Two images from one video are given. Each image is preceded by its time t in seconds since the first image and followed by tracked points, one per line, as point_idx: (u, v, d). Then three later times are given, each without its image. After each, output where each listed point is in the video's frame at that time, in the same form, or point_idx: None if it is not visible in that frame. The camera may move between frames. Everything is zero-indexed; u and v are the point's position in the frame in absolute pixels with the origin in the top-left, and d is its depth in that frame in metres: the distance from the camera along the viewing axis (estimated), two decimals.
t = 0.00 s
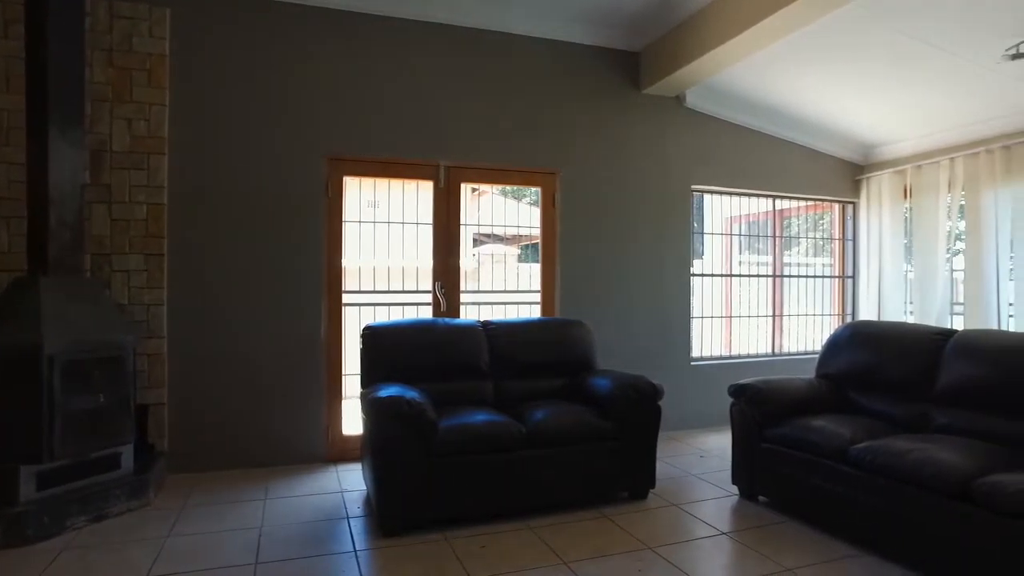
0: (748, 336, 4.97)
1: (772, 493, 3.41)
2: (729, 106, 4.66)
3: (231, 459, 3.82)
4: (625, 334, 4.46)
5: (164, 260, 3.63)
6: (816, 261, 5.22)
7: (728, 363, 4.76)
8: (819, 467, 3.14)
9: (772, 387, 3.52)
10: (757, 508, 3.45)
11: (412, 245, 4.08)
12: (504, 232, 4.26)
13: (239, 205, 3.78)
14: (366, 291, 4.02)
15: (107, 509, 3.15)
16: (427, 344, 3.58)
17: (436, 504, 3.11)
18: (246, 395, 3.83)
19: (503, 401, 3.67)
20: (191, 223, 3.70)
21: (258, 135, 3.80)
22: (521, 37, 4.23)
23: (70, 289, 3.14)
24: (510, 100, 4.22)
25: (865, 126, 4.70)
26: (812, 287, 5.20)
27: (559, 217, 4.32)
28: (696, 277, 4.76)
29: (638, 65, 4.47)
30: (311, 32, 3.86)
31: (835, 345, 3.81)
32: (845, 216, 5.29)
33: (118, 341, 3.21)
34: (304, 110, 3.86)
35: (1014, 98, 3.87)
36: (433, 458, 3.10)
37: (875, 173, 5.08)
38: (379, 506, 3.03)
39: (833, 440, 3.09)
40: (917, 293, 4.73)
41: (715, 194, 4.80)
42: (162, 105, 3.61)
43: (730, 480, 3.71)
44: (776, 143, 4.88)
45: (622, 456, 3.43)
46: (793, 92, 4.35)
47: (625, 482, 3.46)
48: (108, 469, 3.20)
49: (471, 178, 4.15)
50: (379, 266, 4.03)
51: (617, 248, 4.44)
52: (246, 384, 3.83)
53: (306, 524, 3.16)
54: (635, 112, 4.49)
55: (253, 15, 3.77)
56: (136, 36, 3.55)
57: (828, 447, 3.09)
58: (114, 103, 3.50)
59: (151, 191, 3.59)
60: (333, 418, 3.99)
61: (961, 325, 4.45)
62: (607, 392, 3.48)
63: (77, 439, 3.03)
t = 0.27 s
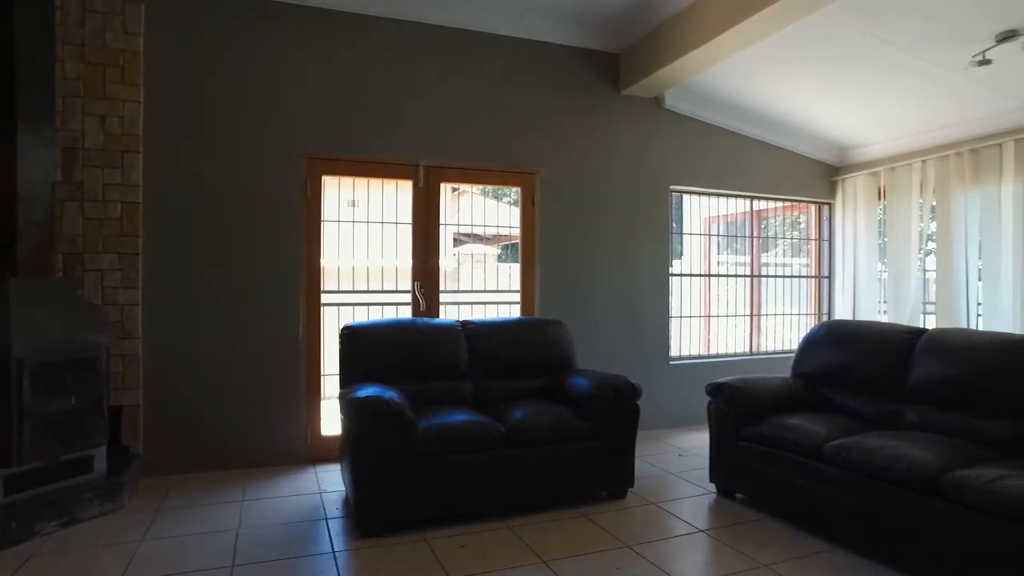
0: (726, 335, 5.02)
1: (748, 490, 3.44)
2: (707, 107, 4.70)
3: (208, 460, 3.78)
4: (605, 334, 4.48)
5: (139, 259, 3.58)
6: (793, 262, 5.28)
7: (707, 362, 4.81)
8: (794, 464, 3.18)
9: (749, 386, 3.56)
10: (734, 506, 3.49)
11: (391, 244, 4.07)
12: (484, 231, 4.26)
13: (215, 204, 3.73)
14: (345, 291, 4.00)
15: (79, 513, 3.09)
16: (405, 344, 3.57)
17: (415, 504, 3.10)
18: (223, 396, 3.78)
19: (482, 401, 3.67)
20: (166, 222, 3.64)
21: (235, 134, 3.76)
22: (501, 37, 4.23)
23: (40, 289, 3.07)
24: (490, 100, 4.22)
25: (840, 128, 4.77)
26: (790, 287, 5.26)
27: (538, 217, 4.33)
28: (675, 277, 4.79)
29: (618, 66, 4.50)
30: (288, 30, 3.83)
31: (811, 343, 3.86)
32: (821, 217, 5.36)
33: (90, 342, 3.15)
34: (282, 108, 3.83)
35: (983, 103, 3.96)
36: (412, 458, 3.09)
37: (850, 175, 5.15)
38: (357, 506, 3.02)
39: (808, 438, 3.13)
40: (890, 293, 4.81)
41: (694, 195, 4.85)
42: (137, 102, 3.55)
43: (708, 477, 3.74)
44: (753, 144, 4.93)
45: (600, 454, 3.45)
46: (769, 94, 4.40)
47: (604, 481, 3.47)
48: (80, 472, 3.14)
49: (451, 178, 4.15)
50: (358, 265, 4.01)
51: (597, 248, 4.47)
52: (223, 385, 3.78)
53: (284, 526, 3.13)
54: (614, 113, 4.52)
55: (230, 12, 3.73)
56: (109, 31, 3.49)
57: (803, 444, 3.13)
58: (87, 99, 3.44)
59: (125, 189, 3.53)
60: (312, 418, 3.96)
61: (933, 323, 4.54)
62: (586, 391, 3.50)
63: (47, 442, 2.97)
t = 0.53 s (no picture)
0: (703, 334, 5.07)
1: (724, 488, 3.48)
2: (685, 109, 4.75)
3: (183, 463, 3.72)
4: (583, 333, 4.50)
5: (111, 258, 3.52)
6: (769, 262, 5.36)
7: (684, 361, 4.85)
8: (768, 461, 3.23)
9: (724, 384, 3.60)
10: (710, 503, 3.52)
11: (369, 244, 4.04)
12: (462, 231, 4.26)
13: (190, 202, 3.68)
14: (323, 291, 3.97)
15: (47, 518, 2.99)
16: (383, 344, 3.56)
17: (393, 505, 3.09)
18: (197, 397, 3.73)
19: (460, 401, 3.66)
20: (139, 221, 3.59)
21: (210, 132, 3.71)
22: (480, 37, 4.24)
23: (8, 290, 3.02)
24: (469, 100, 4.22)
25: (814, 131, 4.84)
26: (766, 286, 5.33)
27: (517, 217, 4.34)
28: (654, 277, 4.83)
29: (596, 67, 4.52)
30: (264, 27, 3.79)
31: (785, 342, 3.91)
32: (797, 217, 5.44)
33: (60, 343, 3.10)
34: (258, 106, 3.79)
35: (951, 107, 4.05)
36: (390, 458, 3.08)
37: (825, 176, 5.24)
38: (334, 507, 3.00)
39: (782, 435, 3.17)
40: (863, 293, 4.89)
41: (672, 196, 4.89)
42: (109, 99, 3.49)
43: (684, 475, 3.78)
44: (730, 145, 4.99)
45: (578, 453, 3.47)
46: (746, 96, 4.45)
47: (582, 480, 3.49)
48: (49, 475, 3.05)
49: (429, 178, 4.14)
50: (336, 265, 3.98)
51: (576, 248, 4.49)
52: (198, 386, 3.73)
53: (261, 528, 3.10)
54: (593, 114, 4.54)
55: (205, 8, 3.68)
56: (80, 26, 3.42)
57: (777, 442, 3.18)
58: (56, 95, 3.37)
59: (97, 188, 3.47)
60: (289, 419, 3.93)
61: (903, 323, 4.63)
62: (564, 391, 3.51)
63: (14, 445, 2.90)
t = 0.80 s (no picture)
0: (681, 334, 5.12)
1: (701, 486, 3.50)
2: (662, 110, 4.79)
3: (157, 465, 3.66)
4: (563, 333, 4.52)
5: (82, 258, 3.45)
6: (747, 262, 5.42)
7: (662, 360, 4.89)
8: (744, 459, 3.26)
9: (701, 383, 3.63)
10: (688, 501, 3.54)
11: (347, 244, 4.02)
12: (442, 231, 4.25)
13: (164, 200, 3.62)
14: (300, 291, 3.93)
15: (14, 525, 2.89)
16: (361, 344, 3.54)
17: (371, 505, 3.07)
18: (172, 398, 3.68)
19: (438, 401, 3.66)
20: (111, 219, 3.52)
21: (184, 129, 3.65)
22: (459, 36, 4.23)
23: None
24: (448, 99, 4.21)
25: (790, 132, 4.91)
26: (743, 286, 5.40)
27: (496, 217, 4.34)
28: (632, 277, 4.87)
29: (575, 67, 4.54)
30: (240, 24, 3.74)
31: (760, 341, 3.96)
32: (773, 218, 5.51)
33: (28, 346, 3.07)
34: (234, 104, 3.74)
35: (921, 112, 4.13)
36: (367, 459, 3.06)
37: (800, 178, 5.31)
38: (312, 508, 2.97)
39: (757, 433, 3.21)
40: (837, 292, 4.97)
41: (650, 196, 4.92)
42: (80, 94, 3.42)
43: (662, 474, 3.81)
44: (708, 146, 5.04)
45: (557, 453, 3.48)
46: (722, 98, 4.50)
47: (561, 479, 3.50)
48: (16, 479, 3.00)
49: (408, 178, 4.13)
50: (313, 264, 3.95)
51: (555, 248, 4.50)
52: (172, 387, 3.67)
53: (237, 530, 3.06)
54: (572, 114, 4.56)
55: (178, 3, 3.63)
56: (49, 19, 3.34)
57: (753, 439, 3.21)
58: (24, 90, 3.29)
59: (67, 185, 3.40)
60: (266, 421, 3.88)
61: (876, 322, 4.71)
62: (542, 390, 3.52)
63: None
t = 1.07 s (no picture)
0: (660, 333, 5.15)
1: (678, 484, 3.52)
2: (641, 111, 4.82)
3: (130, 468, 3.61)
4: (542, 333, 4.53)
5: (52, 257, 3.39)
6: (725, 262, 5.48)
7: (641, 360, 4.93)
8: (721, 457, 3.29)
9: (678, 382, 3.66)
10: (665, 500, 3.55)
11: (325, 243, 3.99)
12: (421, 231, 4.23)
13: (137, 199, 3.57)
14: (278, 291, 3.90)
15: None
16: (338, 344, 3.51)
17: (349, 507, 3.05)
18: (146, 400, 3.62)
19: (417, 401, 3.65)
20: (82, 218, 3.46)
21: (158, 126, 3.60)
22: (437, 36, 4.22)
23: None
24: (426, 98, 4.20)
25: (766, 134, 4.97)
26: (721, 286, 5.46)
27: (475, 217, 4.34)
28: (612, 277, 4.89)
29: (554, 68, 4.56)
30: (215, 20, 3.70)
31: (737, 340, 4.00)
32: (750, 219, 5.58)
33: None
34: (209, 101, 3.70)
35: (892, 115, 4.21)
36: (345, 460, 3.04)
37: (777, 179, 5.38)
38: (289, 510, 2.95)
39: (733, 432, 3.25)
40: (813, 292, 5.04)
41: (629, 197, 4.95)
42: (50, 90, 3.37)
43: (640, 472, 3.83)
44: (686, 147, 5.09)
45: (535, 452, 3.49)
46: (699, 100, 4.54)
47: (539, 478, 3.51)
48: None
49: (386, 177, 4.11)
50: (291, 264, 3.91)
51: (534, 248, 4.51)
52: (146, 388, 3.62)
53: (212, 532, 3.03)
54: (551, 115, 4.58)
55: None
56: (17, 14, 3.30)
57: (729, 438, 3.25)
58: None
59: (36, 183, 3.34)
60: (243, 422, 3.84)
61: (850, 321, 4.78)
62: (521, 390, 3.53)
63: None
